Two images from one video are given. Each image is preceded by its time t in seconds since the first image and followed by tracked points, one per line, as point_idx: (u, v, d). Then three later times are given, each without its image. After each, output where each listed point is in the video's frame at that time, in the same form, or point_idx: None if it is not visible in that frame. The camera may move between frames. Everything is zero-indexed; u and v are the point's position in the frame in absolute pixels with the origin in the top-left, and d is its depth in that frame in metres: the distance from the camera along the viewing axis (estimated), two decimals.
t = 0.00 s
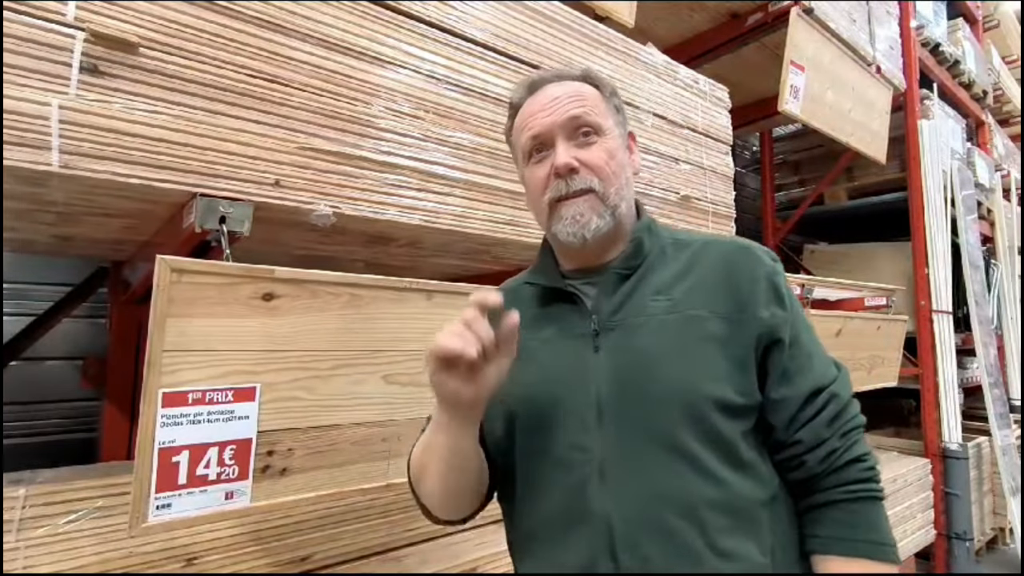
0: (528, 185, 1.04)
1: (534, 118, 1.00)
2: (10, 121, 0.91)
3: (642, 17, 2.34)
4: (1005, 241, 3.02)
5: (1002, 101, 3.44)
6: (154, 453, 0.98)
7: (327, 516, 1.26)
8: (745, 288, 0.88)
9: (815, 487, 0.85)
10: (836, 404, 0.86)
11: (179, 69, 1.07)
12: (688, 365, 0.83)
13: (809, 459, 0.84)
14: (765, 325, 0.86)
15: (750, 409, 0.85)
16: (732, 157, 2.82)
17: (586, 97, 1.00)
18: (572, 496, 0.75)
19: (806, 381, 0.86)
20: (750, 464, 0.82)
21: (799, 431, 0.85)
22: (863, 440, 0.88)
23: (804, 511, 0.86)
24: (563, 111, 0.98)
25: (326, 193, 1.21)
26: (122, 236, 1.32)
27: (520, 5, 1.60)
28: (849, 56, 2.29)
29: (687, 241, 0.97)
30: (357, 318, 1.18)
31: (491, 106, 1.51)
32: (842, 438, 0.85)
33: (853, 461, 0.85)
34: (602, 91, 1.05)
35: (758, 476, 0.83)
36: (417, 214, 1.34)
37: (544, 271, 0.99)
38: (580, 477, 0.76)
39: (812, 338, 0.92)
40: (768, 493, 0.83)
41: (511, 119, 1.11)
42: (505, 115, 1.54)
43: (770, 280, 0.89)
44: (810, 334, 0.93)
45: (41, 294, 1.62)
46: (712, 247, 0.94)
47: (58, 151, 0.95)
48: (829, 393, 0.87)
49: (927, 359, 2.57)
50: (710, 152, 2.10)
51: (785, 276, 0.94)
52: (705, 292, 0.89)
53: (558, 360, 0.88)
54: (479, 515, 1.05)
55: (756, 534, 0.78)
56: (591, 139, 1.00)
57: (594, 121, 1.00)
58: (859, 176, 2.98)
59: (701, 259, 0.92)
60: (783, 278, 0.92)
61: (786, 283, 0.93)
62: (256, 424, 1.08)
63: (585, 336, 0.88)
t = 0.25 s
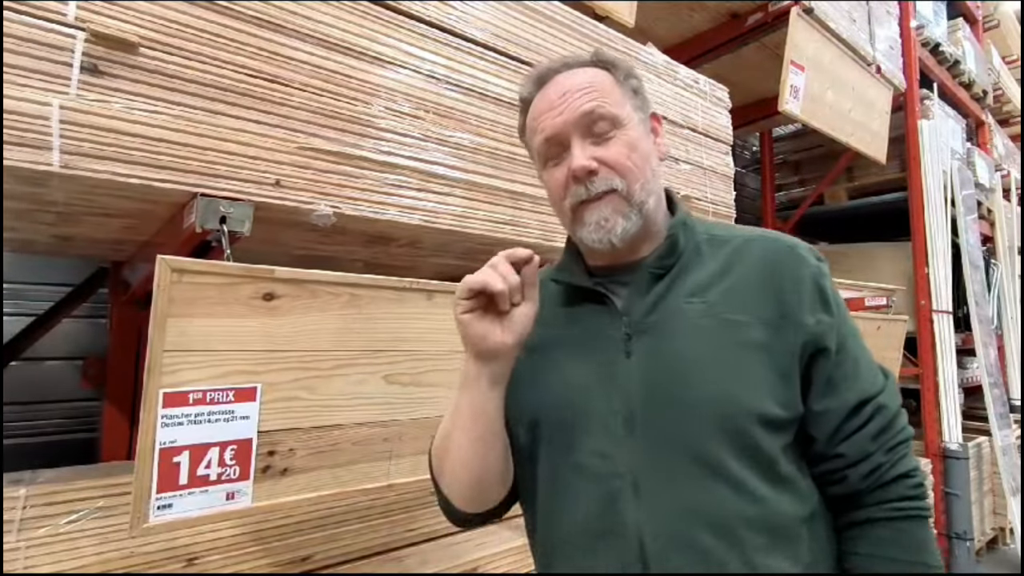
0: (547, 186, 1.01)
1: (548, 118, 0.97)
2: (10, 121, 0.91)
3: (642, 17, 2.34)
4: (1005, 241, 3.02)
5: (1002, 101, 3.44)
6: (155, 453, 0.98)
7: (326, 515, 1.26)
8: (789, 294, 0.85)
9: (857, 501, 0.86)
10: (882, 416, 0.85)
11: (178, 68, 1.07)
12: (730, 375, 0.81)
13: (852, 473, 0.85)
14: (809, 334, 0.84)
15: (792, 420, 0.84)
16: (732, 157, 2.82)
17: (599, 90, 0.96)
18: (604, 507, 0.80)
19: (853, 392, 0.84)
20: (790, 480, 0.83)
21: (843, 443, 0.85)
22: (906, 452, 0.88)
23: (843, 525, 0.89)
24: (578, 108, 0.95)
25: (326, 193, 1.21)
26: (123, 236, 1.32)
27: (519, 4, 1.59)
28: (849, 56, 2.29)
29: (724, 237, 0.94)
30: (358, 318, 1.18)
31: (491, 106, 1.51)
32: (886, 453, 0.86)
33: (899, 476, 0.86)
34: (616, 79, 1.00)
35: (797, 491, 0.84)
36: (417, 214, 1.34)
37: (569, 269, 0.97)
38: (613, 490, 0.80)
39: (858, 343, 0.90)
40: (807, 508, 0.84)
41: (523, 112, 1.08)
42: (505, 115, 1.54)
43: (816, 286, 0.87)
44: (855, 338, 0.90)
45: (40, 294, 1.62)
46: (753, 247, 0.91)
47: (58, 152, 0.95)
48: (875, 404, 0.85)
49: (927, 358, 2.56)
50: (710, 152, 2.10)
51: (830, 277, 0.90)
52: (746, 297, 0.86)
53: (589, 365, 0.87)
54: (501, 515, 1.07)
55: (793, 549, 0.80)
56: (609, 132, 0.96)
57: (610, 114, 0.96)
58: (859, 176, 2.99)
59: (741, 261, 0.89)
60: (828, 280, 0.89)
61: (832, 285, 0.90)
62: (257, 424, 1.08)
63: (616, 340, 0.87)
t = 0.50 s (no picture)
0: (565, 185, 1.01)
1: (563, 116, 0.96)
2: (10, 121, 0.91)
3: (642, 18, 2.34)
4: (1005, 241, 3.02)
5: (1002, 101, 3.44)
6: (154, 453, 0.98)
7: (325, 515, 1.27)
8: (819, 299, 0.86)
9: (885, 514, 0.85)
10: (912, 425, 0.85)
11: (178, 68, 1.07)
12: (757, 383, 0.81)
13: (881, 485, 0.84)
14: (839, 341, 0.84)
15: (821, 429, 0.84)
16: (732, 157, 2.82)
17: (615, 84, 0.96)
18: (624, 520, 0.80)
19: (881, 401, 0.85)
20: (818, 492, 0.82)
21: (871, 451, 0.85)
22: (938, 462, 0.88)
23: (870, 539, 0.87)
24: (594, 106, 0.94)
25: (326, 193, 1.21)
26: (123, 236, 1.32)
27: (519, 4, 1.59)
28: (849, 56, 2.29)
29: (748, 236, 0.94)
30: (357, 318, 1.18)
31: (491, 106, 1.51)
32: (918, 464, 0.85)
33: (933, 489, 0.85)
34: (631, 72, 1.00)
35: (825, 504, 0.83)
36: (417, 214, 1.34)
37: (583, 270, 0.97)
38: (633, 503, 0.80)
39: (889, 348, 0.90)
40: (835, 523, 0.83)
41: (535, 108, 1.08)
42: (505, 115, 1.54)
43: (846, 291, 0.87)
44: (887, 345, 0.90)
45: (40, 293, 1.61)
46: (781, 248, 0.91)
47: (58, 151, 0.95)
48: (905, 413, 0.85)
49: (927, 358, 2.56)
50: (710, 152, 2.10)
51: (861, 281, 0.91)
52: (775, 302, 0.86)
53: (608, 372, 0.88)
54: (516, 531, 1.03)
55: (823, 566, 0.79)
56: (626, 129, 0.95)
57: (627, 110, 0.95)
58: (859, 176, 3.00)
59: (766, 262, 0.90)
60: (859, 283, 0.89)
61: (862, 289, 0.90)
62: (256, 425, 1.08)
63: (635, 347, 0.87)
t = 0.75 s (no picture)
0: (571, 180, 1.01)
1: (574, 111, 0.96)
2: (9, 121, 0.91)
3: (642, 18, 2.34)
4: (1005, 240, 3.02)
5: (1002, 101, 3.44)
6: (152, 453, 0.98)
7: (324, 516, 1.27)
8: (828, 302, 0.85)
9: (893, 516, 0.84)
10: (922, 429, 0.84)
11: (177, 68, 1.07)
12: (767, 386, 0.81)
13: (887, 488, 0.83)
14: (848, 343, 0.84)
15: (829, 433, 0.84)
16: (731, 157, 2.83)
17: (628, 79, 0.95)
18: (633, 528, 0.80)
19: (890, 405, 0.85)
20: (826, 496, 0.83)
21: (878, 454, 0.85)
22: (951, 466, 0.86)
23: (879, 543, 0.87)
24: (607, 102, 0.94)
25: (325, 193, 1.21)
26: (122, 236, 1.32)
27: (519, 4, 1.59)
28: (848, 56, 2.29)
29: (756, 235, 0.93)
30: (356, 318, 1.18)
31: (490, 106, 1.51)
32: (926, 468, 0.84)
33: (942, 493, 0.83)
34: (642, 66, 0.99)
35: (833, 507, 0.84)
36: (416, 214, 1.34)
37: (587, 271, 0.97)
38: (643, 509, 0.80)
39: (900, 349, 0.89)
40: (846, 527, 0.84)
41: (539, 100, 1.07)
42: (504, 115, 1.54)
43: (857, 293, 0.86)
44: (897, 346, 0.89)
45: (40, 294, 1.62)
46: (790, 247, 0.90)
47: (56, 151, 0.95)
48: (915, 416, 0.84)
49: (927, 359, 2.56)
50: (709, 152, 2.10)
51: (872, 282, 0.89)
52: (785, 304, 0.85)
53: (616, 374, 0.88)
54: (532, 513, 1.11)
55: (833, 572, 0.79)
56: (638, 125, 0.96)
57: (640, 106, 0.95)
58: (859, 176, 3.02)
59: (774, 262, 0.89)
60: (870, 284, 0.88)
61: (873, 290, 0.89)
62: (255, 425, 1.08)
63: (643, 349, 0.87)
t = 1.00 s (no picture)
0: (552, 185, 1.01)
1: (553, 118, 0.95)
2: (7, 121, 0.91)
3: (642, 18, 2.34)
4: (1005, 240, 3.03)
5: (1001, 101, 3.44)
6: (151, 453, 0.98)
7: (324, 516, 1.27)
8: (809, 298, 0.85)
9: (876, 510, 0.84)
10: (902, 422, 0.84)
11: (175, 68, 1.07)
12: (749, 384, 0.81)
13: (871, 481, 0.83)
14: (829, 339, 0.84)
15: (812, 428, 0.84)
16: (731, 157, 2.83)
17: (606, 86, 0.94)
18: (623, 525, 0.82)
19: (871, 399, 0.84)
20: (813, 492, 0.83)
21: (860, 449, 0.84)
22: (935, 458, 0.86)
23: (864, 538, 0.87)
24: (586, 110, 0.93)
25: (323, 193, 1.21)
26: (121, 236, 1.32)
27: (518, 4, 1.59)
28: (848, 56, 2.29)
29: (737, 234, 0.93)
30: (355, 318, 1.18)
31: (489, 106, 1.51)
32: (908, 462, 0.83)
33: (923, 486, 0.83)
34: (623, 71, 0.98)
35: (820, 503, 0.84)
36: (415, 214, 1.34)
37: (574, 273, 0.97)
38: (630, 508, 0.81)
39: (882, 343, 0.89)
40: (828, 521, 0.84)
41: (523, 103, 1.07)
42: (503, 115, 1.54)
43: (836, 288, 0.86)
44: (879, 340, 0.89)
45: (39, 294, 1.62)
46: (771, 244, 0.89)
47: (53, 152, 0.95)
48: (895, 409, 0.84)
49: (927, 360, 2.56)
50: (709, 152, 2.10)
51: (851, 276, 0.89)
52: (766, 301, 0.85)
53: (601, 374, 0.89)
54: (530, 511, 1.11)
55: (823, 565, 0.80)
56: (618, 132, 0.95)
57: (618, 113, 0.94)
58: (858, 176, 3.06)
59: (756, 259, 0.89)
60: (849, 279, 0.88)
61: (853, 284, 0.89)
62: (254, 425, 1.08)
63: (627, 349, 0.88)
